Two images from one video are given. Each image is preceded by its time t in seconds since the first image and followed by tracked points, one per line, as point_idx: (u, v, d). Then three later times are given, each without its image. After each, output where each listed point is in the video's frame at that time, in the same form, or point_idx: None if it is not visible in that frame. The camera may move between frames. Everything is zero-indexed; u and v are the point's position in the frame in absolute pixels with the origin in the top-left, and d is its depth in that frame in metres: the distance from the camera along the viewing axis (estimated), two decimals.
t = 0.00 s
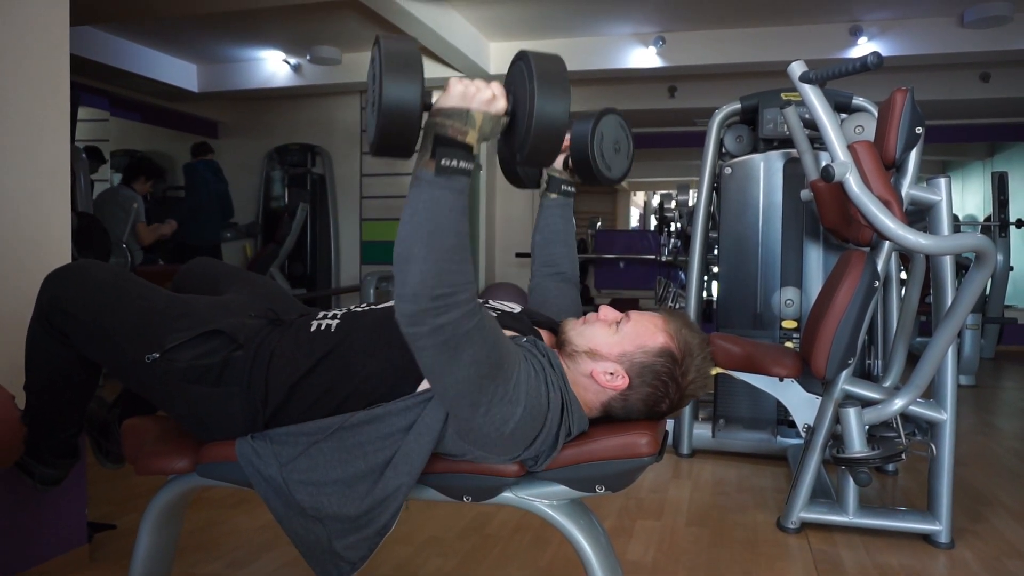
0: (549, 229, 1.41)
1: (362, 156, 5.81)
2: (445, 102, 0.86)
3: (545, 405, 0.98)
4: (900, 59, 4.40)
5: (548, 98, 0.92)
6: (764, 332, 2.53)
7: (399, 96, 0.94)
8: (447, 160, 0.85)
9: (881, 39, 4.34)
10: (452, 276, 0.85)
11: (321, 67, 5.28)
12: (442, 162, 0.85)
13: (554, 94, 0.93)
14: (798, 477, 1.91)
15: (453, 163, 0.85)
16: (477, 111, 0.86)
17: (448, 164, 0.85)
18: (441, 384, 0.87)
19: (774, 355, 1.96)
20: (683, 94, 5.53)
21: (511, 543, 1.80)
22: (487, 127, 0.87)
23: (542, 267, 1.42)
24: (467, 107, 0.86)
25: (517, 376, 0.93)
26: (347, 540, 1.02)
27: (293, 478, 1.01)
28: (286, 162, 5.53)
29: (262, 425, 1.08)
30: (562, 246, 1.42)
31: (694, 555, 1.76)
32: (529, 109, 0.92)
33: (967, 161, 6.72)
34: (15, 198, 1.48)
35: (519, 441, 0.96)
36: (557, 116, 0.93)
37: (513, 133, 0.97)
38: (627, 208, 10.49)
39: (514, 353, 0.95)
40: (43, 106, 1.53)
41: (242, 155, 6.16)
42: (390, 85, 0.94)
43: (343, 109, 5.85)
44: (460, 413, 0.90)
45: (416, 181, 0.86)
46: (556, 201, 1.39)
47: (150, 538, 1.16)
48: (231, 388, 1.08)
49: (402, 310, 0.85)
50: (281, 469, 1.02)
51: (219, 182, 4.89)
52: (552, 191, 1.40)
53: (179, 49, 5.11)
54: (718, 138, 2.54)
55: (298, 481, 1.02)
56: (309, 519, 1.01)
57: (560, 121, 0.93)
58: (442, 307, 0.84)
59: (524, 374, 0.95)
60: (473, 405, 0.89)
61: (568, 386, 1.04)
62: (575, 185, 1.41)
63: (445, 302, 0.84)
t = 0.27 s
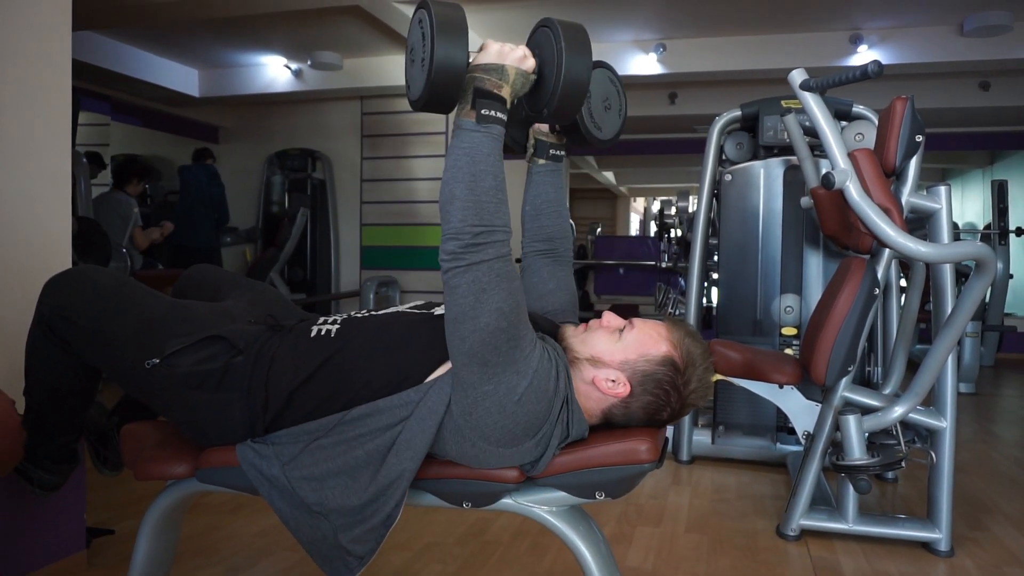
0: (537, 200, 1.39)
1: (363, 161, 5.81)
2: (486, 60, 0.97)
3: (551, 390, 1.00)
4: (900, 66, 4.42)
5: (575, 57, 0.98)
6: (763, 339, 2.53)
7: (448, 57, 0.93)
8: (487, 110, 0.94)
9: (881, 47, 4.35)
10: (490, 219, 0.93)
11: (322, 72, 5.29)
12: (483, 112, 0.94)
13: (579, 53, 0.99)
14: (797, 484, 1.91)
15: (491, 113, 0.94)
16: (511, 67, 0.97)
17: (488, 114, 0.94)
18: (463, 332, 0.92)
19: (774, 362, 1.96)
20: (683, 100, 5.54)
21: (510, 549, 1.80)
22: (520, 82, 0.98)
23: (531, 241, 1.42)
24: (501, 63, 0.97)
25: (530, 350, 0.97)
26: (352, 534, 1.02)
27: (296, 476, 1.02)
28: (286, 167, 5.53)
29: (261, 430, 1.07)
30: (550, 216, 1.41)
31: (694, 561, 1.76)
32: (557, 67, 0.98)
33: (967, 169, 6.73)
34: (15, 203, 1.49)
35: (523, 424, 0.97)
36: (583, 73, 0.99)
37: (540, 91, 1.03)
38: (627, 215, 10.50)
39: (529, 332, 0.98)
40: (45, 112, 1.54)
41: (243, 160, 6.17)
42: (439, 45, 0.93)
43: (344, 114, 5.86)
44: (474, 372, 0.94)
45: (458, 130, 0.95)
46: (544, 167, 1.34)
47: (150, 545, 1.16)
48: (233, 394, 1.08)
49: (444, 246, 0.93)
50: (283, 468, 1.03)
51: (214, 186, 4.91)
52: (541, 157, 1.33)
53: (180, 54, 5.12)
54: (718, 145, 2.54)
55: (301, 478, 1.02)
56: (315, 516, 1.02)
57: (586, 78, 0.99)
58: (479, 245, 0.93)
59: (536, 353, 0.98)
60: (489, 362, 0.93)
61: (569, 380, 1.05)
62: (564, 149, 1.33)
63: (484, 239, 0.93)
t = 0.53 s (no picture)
0: (538, 199, 1.39)
1: (362, 160, 5.81)
2: (489, 57, 0.96)
3: (552, 388, 1.00)
4: (900, 65, 4.41)
5: (580, 53, 0.98)
6: (762, 337, 2.54)
7: (447, 51, 0.96)
8: (489, 108, 0.94)
9: (880, 46, 4.34)
10: (490, 218, 0.93)
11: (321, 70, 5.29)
12: (485, 110, 0.94)
13: (584, 49, 0.98)
14: (796, 483, 1.91)
15: (494, 111, 0.94)
16: (513, 65, 0.96)
17: (491, 111, 0.94)
18: (462, 331, 0.92)
19: (773, 361, 1.96)
20: (683, 99, 5.54)
21: (510, 547, 1.80)
22: (521, 79, 0.98)
23: (532, 241, 1.42)
24: (505, 61, 0.96)
25: (530, 347, 0.97)
26: (354, 530, 1.02)
27: (297, 474, 1.02)
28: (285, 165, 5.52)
29: (261, 427, 1.07)
30: (550, 217, 1.41)
31: (693, 559, 1.76)
32: (561, 63, 0.98)
33: (966, 168, 6.74)
34: (14, 200, 1.48)
35: (523, 422, 0.97)
36: (588, 69, 0.98)
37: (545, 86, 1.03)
38: (627, 213, 10.50)
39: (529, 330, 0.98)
40: (44, 109, 1.53)
41: (242, 158, 6.17)
42: (438, 39, 0.96)
43: (343, 113, 5.86)
44: (474, 370, 0.94)
45: (460, 128, 0.95)
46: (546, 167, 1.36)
47: (149, 542, 1.16)
48: (231, 392, 1.08)
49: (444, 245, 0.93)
50: (284, 465, 1.03)
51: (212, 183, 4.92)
52: (542, 157, 1.35)
53: (179, 52, 5.11)
54: (718, 144, 2.54)
55: (302, 476, 1.03)
56: (316, 512, 1.02)
57: (591, 75, 0.98)
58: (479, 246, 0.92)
59: (536, 352, 0.98)
60: (488, 360, 0.93)
61: (568, 374, 1.05)
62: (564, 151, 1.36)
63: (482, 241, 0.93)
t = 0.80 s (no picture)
0: (553, 230, 1.44)
1: (363, 159, 5.81)
2: (451, 100, 0.79)
3: (554, 419, 0.97)
4: (901, 65, 4.41)
5: (560, 81, 0.83)
6: (764, 337, 2.54)
7: (397, 96, 0.82)
8: (458, 164, 0.80)
9: (881, 46, 4.34)
10: (471, 288, 0.82)
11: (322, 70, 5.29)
12: (452, 166, 0.80)
13: (563, 75, 0.83)
14: (797, 482, 1.91)
15: (465, 166, 0.80)
16: (482, 106, 0.79)
17: (460, 168, 0.80)
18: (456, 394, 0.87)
19: (774, 359, 1.97)
20: (683, 99, 5.54)
21: (511, 546, 1.80)
22: (497, 122, 0.81)
23: (545, 266, 1.45)
24: (471, 103, 0.79)
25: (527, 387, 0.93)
26: (353, 540, 1.00)
27: (298, 478, 1.00)
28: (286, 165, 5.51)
29: (263, 424, 1.07)
30: (565, 247, 1.46)
31: (694, 559, 1.76)
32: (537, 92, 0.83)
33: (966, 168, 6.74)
34: (13, 198, 1.48)
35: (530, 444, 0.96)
36: (570, 98, 0.83)
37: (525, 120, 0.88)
38: (627, 213, 10.49)
39: (526, 359, 0.94)
40: (45, 108, 1.53)
41: (243, 157, 6.17)
42: (384, 82, 0.82)
43: (343, 112, 5.86)
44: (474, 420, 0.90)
45: (427, 190, 0.81)
46: (563, 204, 1.43)
47: (150, 540, 1.16)
48: (235, 388, 1.08)
49: (419, 321, 0.83)
50: (286, 467, 1.01)
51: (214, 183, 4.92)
52: (560, 193, 1.44)
53: (179, 51, 5.11)
54: (719, 143, 2.54)
55: (303, 480, 1.00)
56: (315, 518, 1.00)
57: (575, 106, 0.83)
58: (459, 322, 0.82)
59: (535, 386, 0.95)
60: (486, 412, 0.89)
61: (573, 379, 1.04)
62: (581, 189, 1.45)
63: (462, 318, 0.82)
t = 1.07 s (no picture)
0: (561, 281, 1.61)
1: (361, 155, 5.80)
2: (417, 226, 0.65)
3: (550, 437, 0.86)
4: (900, 55, 4.40)
5: (531, 192, 0.79)
6: (764, 329, 2.54)
7: (354, 218, 0.75)
8: (430, 294, 0.67)
9: (880, 36, 4.33)
10: (457, 402, 0.69)
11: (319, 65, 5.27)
12: (425, 297, 0.67)
13: (539, 183, 0.79)
14: (798, 474, 1.91)
15: (438, 295, 0.67)
16: (455, 231, 0.64)
17: (433, 298, 0.67)
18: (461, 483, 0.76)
19: (774, 352, 1.97)
20: (683, 91, 5.53)
21: (512, 540, 1.80)
22: (475, 244, 0.66)
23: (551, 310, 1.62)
24: (441, 229, 0.64)
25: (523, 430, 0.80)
26: (340, 551, 1.00)
27: (294, 484, 1.00)
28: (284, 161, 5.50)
29: (260, 423, 1.07)
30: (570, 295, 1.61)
31: (695, 551, 1.76)
32: (514, 209, 0.78)
33: (966, 158, 6.73)
34: (10, 195, 1.47)
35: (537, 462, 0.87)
36: (549, 209, 0.79)
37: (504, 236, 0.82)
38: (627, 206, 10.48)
39: (510, 397, 0.80)
40: (41, 105, 1.52)
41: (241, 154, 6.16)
42: (337, 205, 0.75)
43: (341, 108, 5.85)
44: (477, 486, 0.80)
45: (398, 318, 0.69)
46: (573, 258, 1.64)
47: (151, 538, 1.16)
48: (230, 387, 1.07)
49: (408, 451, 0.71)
50: (283, 472, 1.01)
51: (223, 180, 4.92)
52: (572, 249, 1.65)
53: (176, 48, 5.10)
54: (718, 135, 2.53)
55: (298, 487, 1.00)
56: (306, 524, 1.00)
57: (559, 217, 0.79)
58: (452, 445, 0.69)
59: (527, 421, 0.81)
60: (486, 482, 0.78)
61: (567, 391, 0.93)
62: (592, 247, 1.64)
63: (455, 438, 0.69)
